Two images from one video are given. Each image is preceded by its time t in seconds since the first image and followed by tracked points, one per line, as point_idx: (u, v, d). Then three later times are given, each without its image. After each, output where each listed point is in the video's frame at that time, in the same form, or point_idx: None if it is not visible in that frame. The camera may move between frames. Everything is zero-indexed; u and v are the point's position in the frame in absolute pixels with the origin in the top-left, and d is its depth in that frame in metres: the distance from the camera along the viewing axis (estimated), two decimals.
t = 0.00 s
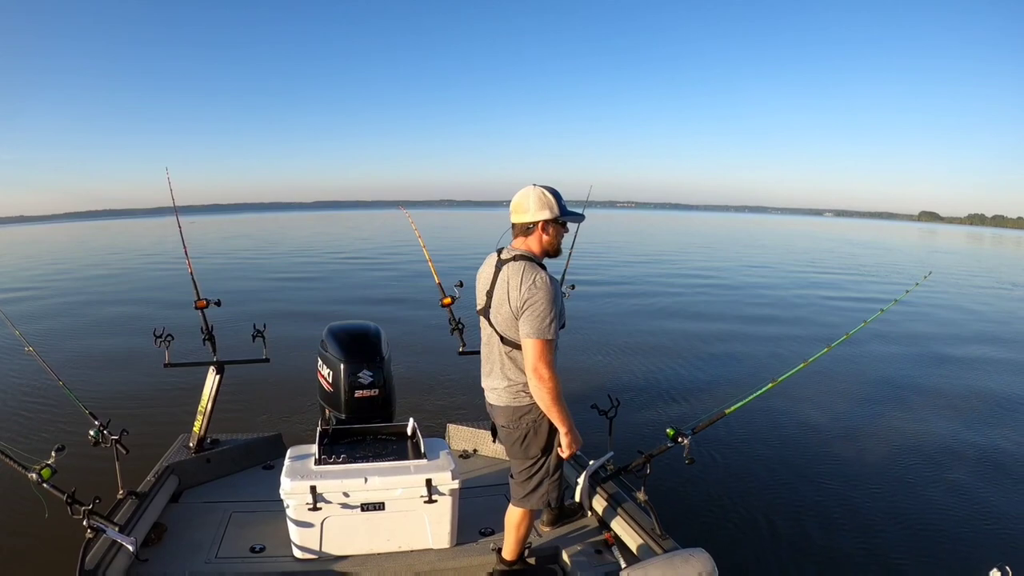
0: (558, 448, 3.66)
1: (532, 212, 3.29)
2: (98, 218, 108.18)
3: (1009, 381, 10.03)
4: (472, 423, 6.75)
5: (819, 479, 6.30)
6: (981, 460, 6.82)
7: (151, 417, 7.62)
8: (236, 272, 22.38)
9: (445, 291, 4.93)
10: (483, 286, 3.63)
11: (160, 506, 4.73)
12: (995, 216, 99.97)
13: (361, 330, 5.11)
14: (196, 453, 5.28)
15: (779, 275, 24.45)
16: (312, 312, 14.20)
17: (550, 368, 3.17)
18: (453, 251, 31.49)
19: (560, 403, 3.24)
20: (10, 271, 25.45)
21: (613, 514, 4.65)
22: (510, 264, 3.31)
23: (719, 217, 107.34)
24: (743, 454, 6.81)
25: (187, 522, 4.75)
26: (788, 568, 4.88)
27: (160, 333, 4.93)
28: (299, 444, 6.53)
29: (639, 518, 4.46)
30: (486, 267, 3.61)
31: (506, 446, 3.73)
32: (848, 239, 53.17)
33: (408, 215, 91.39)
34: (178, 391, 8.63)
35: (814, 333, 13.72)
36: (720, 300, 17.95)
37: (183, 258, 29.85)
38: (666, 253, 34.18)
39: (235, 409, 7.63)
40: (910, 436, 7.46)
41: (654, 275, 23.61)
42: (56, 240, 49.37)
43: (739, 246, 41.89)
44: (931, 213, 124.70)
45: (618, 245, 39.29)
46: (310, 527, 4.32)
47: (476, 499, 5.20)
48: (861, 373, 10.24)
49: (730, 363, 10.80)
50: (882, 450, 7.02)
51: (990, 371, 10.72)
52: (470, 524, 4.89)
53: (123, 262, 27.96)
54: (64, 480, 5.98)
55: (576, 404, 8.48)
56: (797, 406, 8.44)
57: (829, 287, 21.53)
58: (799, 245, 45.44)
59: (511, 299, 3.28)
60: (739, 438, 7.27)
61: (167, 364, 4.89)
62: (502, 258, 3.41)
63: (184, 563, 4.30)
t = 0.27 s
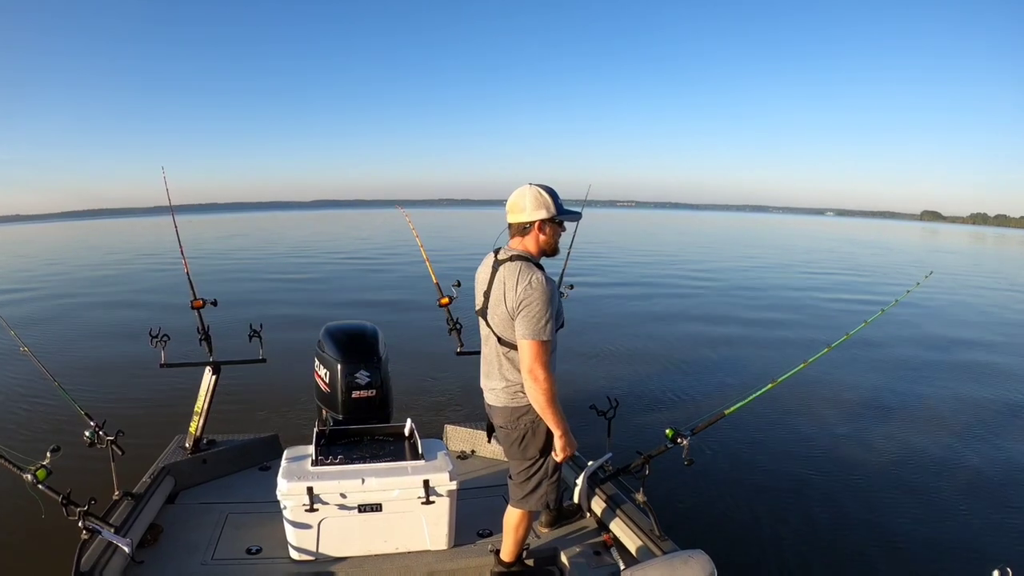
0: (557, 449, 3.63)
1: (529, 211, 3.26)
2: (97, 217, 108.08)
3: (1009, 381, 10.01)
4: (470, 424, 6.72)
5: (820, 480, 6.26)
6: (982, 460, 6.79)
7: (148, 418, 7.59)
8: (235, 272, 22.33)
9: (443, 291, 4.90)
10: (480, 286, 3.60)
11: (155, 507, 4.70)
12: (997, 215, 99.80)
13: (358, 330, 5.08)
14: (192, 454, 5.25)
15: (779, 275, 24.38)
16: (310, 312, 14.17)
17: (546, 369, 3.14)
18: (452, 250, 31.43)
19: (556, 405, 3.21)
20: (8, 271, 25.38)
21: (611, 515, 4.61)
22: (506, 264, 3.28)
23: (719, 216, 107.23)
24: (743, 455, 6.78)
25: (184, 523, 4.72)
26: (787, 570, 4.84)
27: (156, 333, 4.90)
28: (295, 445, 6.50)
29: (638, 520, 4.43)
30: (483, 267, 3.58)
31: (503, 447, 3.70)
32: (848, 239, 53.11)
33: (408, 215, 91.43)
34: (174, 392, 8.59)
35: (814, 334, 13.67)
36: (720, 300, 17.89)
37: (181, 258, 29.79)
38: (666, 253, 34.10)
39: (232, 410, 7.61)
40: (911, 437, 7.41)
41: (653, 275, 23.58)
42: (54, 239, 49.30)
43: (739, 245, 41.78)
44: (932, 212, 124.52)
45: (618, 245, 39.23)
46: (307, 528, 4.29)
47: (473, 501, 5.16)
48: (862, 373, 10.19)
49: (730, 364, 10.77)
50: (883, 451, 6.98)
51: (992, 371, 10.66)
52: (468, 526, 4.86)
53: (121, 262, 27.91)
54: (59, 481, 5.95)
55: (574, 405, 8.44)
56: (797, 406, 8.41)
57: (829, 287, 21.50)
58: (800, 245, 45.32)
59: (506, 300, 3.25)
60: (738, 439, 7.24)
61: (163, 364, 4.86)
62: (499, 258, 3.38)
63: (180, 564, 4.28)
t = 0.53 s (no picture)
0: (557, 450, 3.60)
1: (527, 210, 3.23)
2: (96, 216, 108.02)
3: (1008, 381, 10.01)
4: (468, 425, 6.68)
5: (820, 482, 6.24)
6: (982, 461, 6.77)
7: (144, 419, 7.56)
8: (232, 272, 22.31)
9: (440, 291, 4.86)
10: (479, 286, 3.57)
11: (151, 508, 4.67)
12: (996, 215, 99.78)
13: (356, 330, 5.05)
14: (188, 455, 5.22)
15: (778, 276, 24.35)
16: (308, 313, 14.14)
17: (548, 369, 3.11)
18: (451, 250, 31.41)
19: (558, 406, 3.18)
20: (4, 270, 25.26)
21: (610, 517, 4.58)
22: (505, 264, 3.25)
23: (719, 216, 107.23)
24: (742, 456, 6.75)
25: (180, 525, 4.69)
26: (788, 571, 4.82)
27: (152, 333, 4.87)
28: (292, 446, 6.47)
29: (637, 521, 4.40)
30: (482, 267, 3.55)
31: (503, 448, 3.67)
32: (847, 239, 53.13)
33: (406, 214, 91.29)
34: (171, 393, 8.56)
35: (814, 334, 13.64)
36: (719, 301, 17.86)
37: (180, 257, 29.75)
38: (665, 253, 34.04)
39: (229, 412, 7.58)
40: (912, 438, 7.39)
41: (652, 276, 23.58)
42: (53, 238, 49.26)
43: (738, 245, 41.73)
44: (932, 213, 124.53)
45: (617, 244, 39.17)
46: (304, 529, 4.26)
47: (471, 502, 5.14)
48: (862, 374, 10.16)
49: (728, 365, 10.75)
50: (883, 452, 6.95)
51: (991, 372, 10.63)
52: (466, 527, 4.83)
53: (119, 262, 27.87)
54: (54, 483, 5.91)
55: (572, 405, 8.42)
56: (796, 406, 8.39)
57: (827, 288, 21.50)
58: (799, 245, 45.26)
59: (506, 300, 3.22)
60: (738, 440, 7.21)
61: (158, 364, 4.83)
62: (498, 258, 3.35)
63: (176, 566, 4.25)
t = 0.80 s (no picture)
0: (557, 451, 3.56)
1: (521, 208, 3.20)
2: (94, 215, 107.88)
3: (1008, 382, 10.00)
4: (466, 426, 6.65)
5: (820, 483, 6.21)
6: (983, 463, 6.73)
7: (140, 421, 7.52)
8: (230, 272, 22.28)
9: (438, 291, 4.83)
10: (477, 287, 3.53)
11: (147, 510, 4.64)
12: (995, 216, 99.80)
13: (353, 331, 5.02)
14: (183, 456, 5.18)
15: (778, 276, 24.31)
16: (305, 313, 14.11)
17: (550, 369, 3.07)
18: (449, 250, 31.40)
19: (561, 405, 3.15)
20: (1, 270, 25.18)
21: (609, 518, 4.56)
22: (502, 265, 3.22)
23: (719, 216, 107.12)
24: (742, 458, 6.71)
25: (176, 526, 4.66)
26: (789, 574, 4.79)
27: (148, 334, 4.84)
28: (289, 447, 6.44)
29: (636, 523, 4.37)
30: (478, 268, 3.52)
31: (503, 449, 3.63)
32: (847, 238, 53.10)
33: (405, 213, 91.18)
34: (168, 394, 8.54)
35: (813, 335, 13.60)
36: (718, 301, 17.83)
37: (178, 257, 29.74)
38: (665, 253, 33.98)
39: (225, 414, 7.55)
40: (912, 439, 7.36)
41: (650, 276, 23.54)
42: (51, 237, 49.17)
43: (737, 245, 41.69)
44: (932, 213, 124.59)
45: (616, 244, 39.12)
46: (301, 530, 4.23)
47: (469, 503, 5.10)
48: (861, 375, 10.13)
49: (727, 365, 10.71)
50: (884, 453, 6.93)
51: (992, 373, 10.61)
52: (464, 529, 4.80)
53: (117, 261, 27.84)
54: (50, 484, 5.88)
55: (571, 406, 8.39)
56: (795, 407, 8.36)
57: (827, 288, 21.47)
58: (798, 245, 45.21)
59: (505, 301, 3.18)
60: (738, 441, 7.18)
61: (154, 364, 4.80)
62: (495, 258, 3.31)
63: (172, 568, 4.22)
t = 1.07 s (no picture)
0: (555, 452, 3.52)
1: (508, 207, 3.18)
2: (91, 214, 107.48)
3: (1008, 383, 9.97)
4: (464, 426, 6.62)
5: (820, 485, 6.17)
6: (984, 464, 6.70)
7: (136, 423, 7.48)
8: (228, 272, 22.21)
9: (436, 291, 4.79)
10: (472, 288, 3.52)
11: (143, 511, 4.60)
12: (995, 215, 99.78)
13: (349, 331, 4.99)
14: (179, 457, 5.15)
15: (778, 276, 24.27)
16: (302, 313, 14.06)
17: (542, 366, 3.03)
18: (448, 249, 31.33)
19: (556, 402, 3.10)
20: None
21: (608, 520, 4.52)
22: (494, 263, 3.19)
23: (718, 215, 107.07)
24: (742, 459, 6.68)
25: (171, 527, 4.63)
26: None
27: (143, 334, 4.81)
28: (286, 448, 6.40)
29: (635, 525, 4.34)
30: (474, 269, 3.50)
31: (501, 450, 3.59)
32: (846, 238, 53.02)
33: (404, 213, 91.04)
34: (164, 396, 8.50)
35: (813, 335, 13.56)
36: (718, 301, 17.78)
37: (176, 256, 29.67)
38: (664, 252, 33.93)
39: (222, 415, 7.52)
40: (913, 440, 7.33)
41: (650, 276, 23.49)
42: (48, 236, 49.01)
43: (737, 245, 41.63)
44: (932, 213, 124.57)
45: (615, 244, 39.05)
46: (297, 531, 4.20)
47: (467, 504, 5.08)
48: (862, 375, 10.09)
49: (726, 365, 10.67)
50: (884, 455, 6.89)
51: (992, 373, 10.58)
52: (462, 530, 4.77)
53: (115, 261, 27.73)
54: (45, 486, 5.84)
55: (569, 407, 8.35)
56: (795, 408, 8.33)
57: (826, 288, 21.43)
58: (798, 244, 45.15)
59: (496, 300, 3.16)
60: (737, 441, 7.15)
61: (150, 365, 4.76)
62: (487, 258, 3.30)
63: (167, 570, 4.19)
